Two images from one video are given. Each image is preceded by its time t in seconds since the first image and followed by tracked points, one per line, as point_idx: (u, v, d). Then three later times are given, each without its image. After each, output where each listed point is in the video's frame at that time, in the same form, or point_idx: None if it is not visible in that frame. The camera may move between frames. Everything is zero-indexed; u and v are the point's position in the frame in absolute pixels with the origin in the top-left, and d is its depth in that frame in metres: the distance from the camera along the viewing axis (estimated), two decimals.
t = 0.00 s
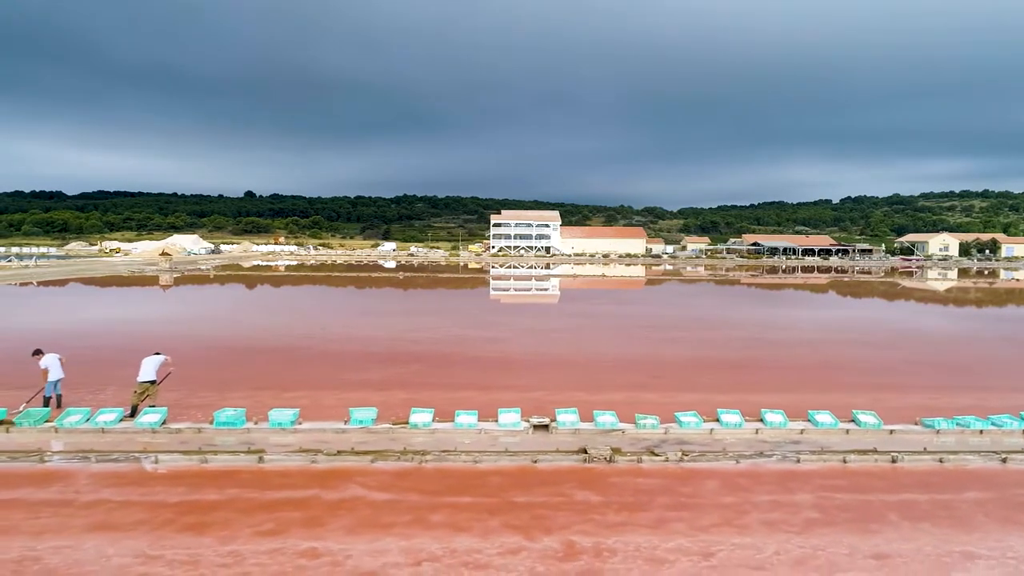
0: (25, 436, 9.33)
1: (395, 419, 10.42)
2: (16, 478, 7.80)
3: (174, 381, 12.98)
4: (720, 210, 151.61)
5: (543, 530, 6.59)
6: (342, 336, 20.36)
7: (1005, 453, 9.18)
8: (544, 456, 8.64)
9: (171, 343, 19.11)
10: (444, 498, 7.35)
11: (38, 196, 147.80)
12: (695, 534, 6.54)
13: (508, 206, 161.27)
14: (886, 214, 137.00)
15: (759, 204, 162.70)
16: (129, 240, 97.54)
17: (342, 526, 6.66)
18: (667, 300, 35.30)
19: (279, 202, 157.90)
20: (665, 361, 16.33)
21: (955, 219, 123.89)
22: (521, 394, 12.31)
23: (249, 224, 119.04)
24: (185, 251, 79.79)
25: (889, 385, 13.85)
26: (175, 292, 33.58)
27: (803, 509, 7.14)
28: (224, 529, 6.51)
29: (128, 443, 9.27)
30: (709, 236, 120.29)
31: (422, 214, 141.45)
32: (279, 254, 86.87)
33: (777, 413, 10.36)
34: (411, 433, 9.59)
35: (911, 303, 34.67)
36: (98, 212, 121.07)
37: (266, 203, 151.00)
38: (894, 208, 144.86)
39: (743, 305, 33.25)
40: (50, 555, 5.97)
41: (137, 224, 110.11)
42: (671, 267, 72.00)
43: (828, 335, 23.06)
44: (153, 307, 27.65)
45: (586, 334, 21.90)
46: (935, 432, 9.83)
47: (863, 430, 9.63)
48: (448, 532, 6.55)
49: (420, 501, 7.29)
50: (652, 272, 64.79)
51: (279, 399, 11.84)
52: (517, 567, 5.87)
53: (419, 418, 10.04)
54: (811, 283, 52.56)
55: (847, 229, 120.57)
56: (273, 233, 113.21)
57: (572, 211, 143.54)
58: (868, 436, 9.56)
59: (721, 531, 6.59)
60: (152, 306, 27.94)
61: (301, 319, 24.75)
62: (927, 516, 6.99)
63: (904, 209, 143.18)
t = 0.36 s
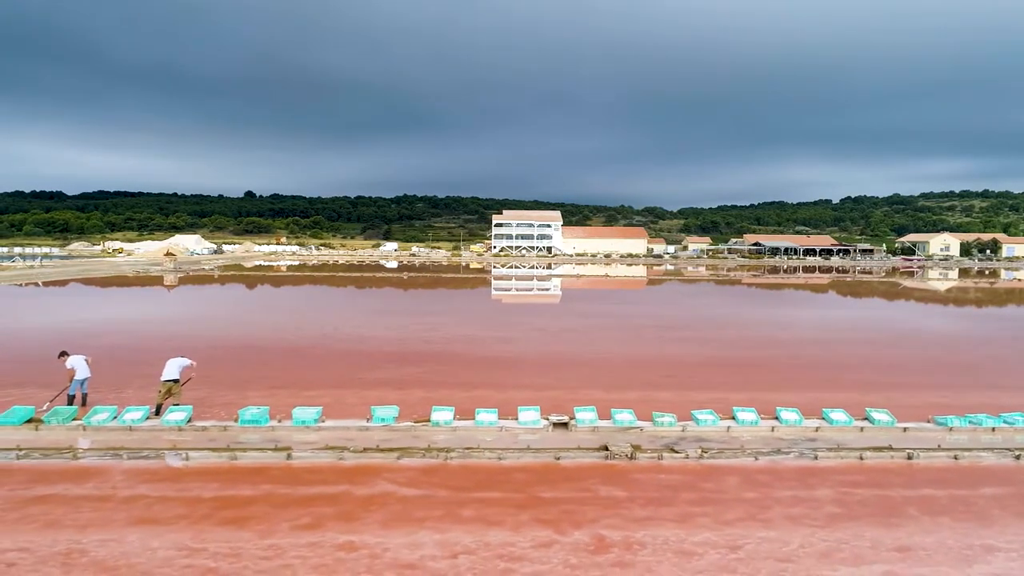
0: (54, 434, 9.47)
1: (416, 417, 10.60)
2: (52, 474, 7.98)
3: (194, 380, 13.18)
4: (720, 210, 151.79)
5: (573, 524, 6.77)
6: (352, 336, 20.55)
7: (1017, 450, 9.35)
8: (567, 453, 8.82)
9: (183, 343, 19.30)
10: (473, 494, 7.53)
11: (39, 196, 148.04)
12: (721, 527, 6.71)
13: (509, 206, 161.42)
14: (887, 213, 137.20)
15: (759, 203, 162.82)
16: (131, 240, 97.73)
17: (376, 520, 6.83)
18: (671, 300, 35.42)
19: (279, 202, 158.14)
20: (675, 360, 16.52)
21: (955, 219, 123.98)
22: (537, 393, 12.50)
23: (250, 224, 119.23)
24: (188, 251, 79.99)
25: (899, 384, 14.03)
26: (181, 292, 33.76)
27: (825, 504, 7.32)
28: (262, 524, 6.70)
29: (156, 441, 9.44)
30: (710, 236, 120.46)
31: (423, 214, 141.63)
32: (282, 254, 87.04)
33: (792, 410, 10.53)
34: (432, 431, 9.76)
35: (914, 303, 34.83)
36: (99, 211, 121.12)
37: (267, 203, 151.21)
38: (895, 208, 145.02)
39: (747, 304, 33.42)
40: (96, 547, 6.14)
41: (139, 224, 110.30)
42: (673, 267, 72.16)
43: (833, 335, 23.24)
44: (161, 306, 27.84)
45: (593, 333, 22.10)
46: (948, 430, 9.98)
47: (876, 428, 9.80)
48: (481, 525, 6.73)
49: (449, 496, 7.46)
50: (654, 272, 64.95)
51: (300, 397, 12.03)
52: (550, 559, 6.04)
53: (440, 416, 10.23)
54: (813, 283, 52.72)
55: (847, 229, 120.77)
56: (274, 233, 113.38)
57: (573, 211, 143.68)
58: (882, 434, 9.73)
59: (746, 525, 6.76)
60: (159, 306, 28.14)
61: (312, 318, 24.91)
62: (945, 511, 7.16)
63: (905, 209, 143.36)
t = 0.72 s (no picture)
0: (83, 430, 9.74)
1: (437, 415, 10.77)
2: (87, 470, 8.15)
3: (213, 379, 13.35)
4: (720, 210, 151.98)
5: (602, 518, 6.93)
6: (362, 335, 20.72)
7: None
8: (590, 450, 8.98)
9: (195, 342, 19.47)
10: (501, 489, 7.70)
11: (39, 196, 148.03)
12: (747, 521, 6.88)
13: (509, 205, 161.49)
14: (887, 214, 137.35)
15: (759, 203, 162.92)
16: (132, 241, 97.80)
17: (409, 514, 7.00)
18: (675, 300, 35.56)
19: (280, 201, 158.30)
20: (685, 359, 16.70)
21: (955, 219, 123.97)
22: (554, 391, 12.68)
23: (251, 224, 119.33)
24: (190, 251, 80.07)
25: (909, 383, 14.22)
26: (186, 292, 33.90)
27: (846, 499, 7.49)
28: (299, 517, 6.86)
29: (183, 438, 9.61)
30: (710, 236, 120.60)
31: (423, 214, 141.73)
32: (284, 254, 87.16)
33: (807, 408, 10.68)
34: (454, 428, 9.93)
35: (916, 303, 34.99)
36: (100, 211, 121.12)
37: (268, 203, 151.36)
38: (895, 208, 145.10)
39: (749, 305, 33.56)
40: (141, 540, 6.31)
41: (140, 224, 110.35)
42: (674, 267, 72.29)
43: (839, 334, 23.41)
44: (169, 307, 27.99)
45: (600, 333, 22.29)
46: (961, 427, 10.12)
47: (890, 425, 10.00)
48: (512, 519, 6.89)
49: (477, 492, 7.64)
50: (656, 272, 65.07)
51: (320, 396, 12.20)
52: (583, 551, 6.20)
53: (461, 414, 10.39)
54: (815, 283, 52.84)
55: (848, 229, 120.89)
56: (275, 233, 113.47)
57: (574, 211, 143.80)
58: (896, 431, 9.93)
59: (771, 519, 6.94)
60: (166, 306, 28.27)
61: (321, 318, 25.06)
62: (965, 506, 7.34)
63: (905, 209, 143.43)
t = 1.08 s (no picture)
0: (111, 428, 9.94)
1: (458, 413, 10.94)
2: (122, 466, 8.32)
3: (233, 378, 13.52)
4: (720, 210, 152.03)
5: (631, 512, 7.10)
6: (372, 335, 20.87)
7: None
8: (613, 447, 9.16)
9: (207, 342, 19.62)
10: (529, 484, 7.88)
11: (39, 196, 148.01)
12: (772, 515, 7.05)
13: (510, 205, 161.55)
14: (887, 214, 137.48)
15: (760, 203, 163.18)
16: (133, 241, 97.84)
17: (443, 508, 7.17)
18: (680, 300, 35.72)
19: (281, 201, 158.40)
20: (696, 358, 16.87)
21: (956, 219, 123.99)
22: (571, 390, 12.87)
23: (252, 224, 119.41)
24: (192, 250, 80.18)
25: (920, 381, 14.39)
26: (192, 292, 34.01)
27: (867, 494, 7.67)
28: (336, 511, 7.03)
29: (211, 435, 9.78)
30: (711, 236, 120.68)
31: (423, 214, 141.82)
32: (287, 254, 87.36)
33: (823, 406, 10.84)
34: (476, 425, 10.12)
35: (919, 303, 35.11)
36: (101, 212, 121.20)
37: (268, 203, 151.47)
38: (895, 208, 145.20)
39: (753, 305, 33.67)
40: (185, 533, 6.49)
41: (141, 224, 110.42)
42: (676, 267, 72.39)
43: (845, 334, 23.55)
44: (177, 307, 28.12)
45: (608, 333, 22.43)
46: (973, 424, 10.33)
47: (903, 422, 10.21)
48: (543, 513, 7.07)
49: (506, 487, 7.81)
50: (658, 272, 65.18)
51: (340, 394, 12.38)
52: (615, 543, 6.38)
53: (483, 411, 10.55)
54: (817, 283, 52.97)
55: (848, 229, 120.99)
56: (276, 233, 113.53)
57: (574, 211, 143.87)
58: (909, 429, 10.14)
59: (796, 512, 7.12)
60: (174, 306, 28.39)
61: (333, 318, 25.26)
62: (984, 500, 7.51)
63: (905, 209, 143.50)
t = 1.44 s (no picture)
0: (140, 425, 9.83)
1: (479, 411, 11.10)
2: (156, 461, 8.47)
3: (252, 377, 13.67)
4: (720, 209, 152.12)
5: (660, 506, 7.27)
6: (381, 335, 21.03)
7: None
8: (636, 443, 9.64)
9: (218, 340, 19.76)
10: (557, 479, 8.04)
11: (40, 196, 147.94)
12: (798, 509, 7.22)
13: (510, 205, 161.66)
14: (887, 214, 137.67)
15: (760, 203, 163.36)
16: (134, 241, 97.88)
17: (475, 502, 7.33)
18: (684, 300, 35.85)
19: (281, 201, 158.53)
20: (706, 357, 17.05)
21: (956, 219, 124.14)
22: (587, 388, 13.04)
23: (253, 224, 119.50)
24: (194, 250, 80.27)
25: (929, 380, 14.58)
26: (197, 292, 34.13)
27: (888, 489, 7.84)
28: (372, 505, 7.20)
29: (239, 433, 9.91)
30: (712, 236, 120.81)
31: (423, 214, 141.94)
32: (289, 253, 87.48)
33: (839, 404, 11.03)
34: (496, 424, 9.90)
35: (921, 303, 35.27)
36: (102, 212, 121.34)
37: (269, 203, 151.56)
38: (894, 208, 145.35)
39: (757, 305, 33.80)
40: (228, 526, 6.66)
41: (142, 224, 110.49)
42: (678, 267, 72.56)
43: (850, 333, 23.73)
44: (185, 306, 28.24)
45: (615, 332, 22.61)
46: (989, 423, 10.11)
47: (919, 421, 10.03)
48: (574, 507, 7.24)
49: (535, 481, 7.97)
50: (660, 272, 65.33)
51: (360, 392, 12.55)
52: (648, 536, 6.55)
53: (504, 408, 10.68)
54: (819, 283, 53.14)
55: (848, 229, 121.17)
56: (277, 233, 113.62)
57: (574, 211, 143.99)
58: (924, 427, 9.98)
59: (820, 507, 7.29)
60: (181, 305, 28.49)
61: (343, 317, 25.39)
62: (1003, 495, 7.69)
63: (905, 209, 143.65)
